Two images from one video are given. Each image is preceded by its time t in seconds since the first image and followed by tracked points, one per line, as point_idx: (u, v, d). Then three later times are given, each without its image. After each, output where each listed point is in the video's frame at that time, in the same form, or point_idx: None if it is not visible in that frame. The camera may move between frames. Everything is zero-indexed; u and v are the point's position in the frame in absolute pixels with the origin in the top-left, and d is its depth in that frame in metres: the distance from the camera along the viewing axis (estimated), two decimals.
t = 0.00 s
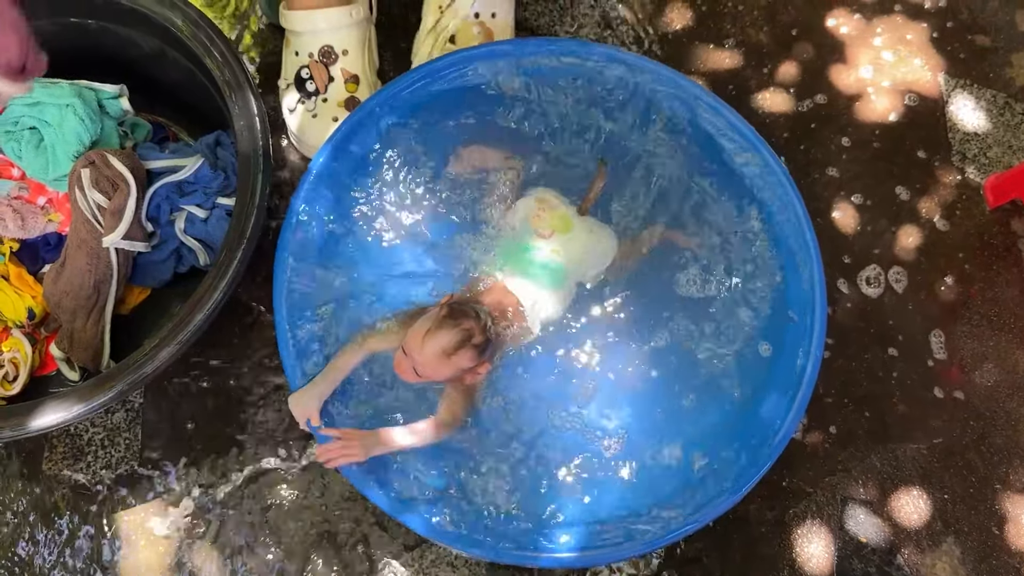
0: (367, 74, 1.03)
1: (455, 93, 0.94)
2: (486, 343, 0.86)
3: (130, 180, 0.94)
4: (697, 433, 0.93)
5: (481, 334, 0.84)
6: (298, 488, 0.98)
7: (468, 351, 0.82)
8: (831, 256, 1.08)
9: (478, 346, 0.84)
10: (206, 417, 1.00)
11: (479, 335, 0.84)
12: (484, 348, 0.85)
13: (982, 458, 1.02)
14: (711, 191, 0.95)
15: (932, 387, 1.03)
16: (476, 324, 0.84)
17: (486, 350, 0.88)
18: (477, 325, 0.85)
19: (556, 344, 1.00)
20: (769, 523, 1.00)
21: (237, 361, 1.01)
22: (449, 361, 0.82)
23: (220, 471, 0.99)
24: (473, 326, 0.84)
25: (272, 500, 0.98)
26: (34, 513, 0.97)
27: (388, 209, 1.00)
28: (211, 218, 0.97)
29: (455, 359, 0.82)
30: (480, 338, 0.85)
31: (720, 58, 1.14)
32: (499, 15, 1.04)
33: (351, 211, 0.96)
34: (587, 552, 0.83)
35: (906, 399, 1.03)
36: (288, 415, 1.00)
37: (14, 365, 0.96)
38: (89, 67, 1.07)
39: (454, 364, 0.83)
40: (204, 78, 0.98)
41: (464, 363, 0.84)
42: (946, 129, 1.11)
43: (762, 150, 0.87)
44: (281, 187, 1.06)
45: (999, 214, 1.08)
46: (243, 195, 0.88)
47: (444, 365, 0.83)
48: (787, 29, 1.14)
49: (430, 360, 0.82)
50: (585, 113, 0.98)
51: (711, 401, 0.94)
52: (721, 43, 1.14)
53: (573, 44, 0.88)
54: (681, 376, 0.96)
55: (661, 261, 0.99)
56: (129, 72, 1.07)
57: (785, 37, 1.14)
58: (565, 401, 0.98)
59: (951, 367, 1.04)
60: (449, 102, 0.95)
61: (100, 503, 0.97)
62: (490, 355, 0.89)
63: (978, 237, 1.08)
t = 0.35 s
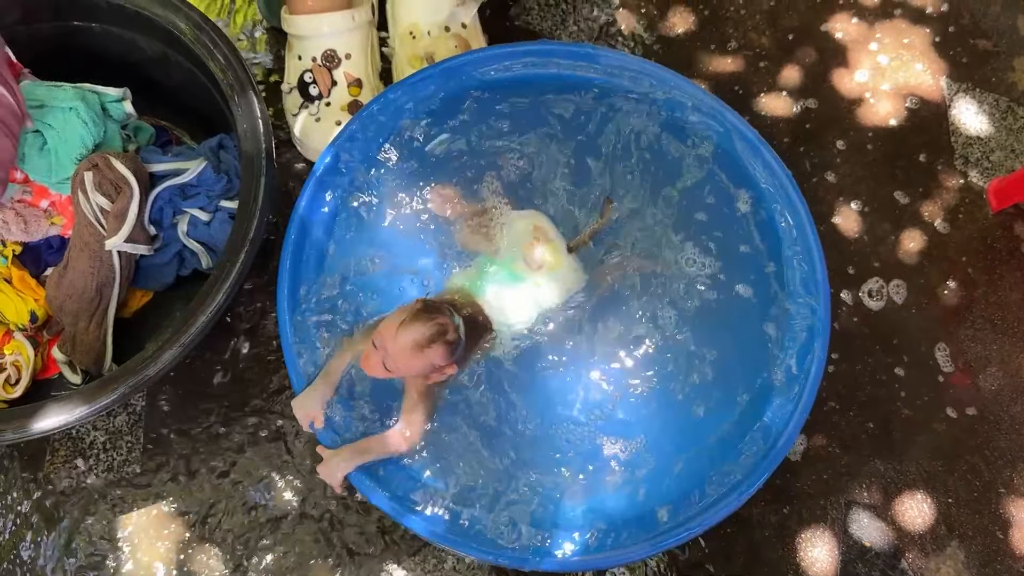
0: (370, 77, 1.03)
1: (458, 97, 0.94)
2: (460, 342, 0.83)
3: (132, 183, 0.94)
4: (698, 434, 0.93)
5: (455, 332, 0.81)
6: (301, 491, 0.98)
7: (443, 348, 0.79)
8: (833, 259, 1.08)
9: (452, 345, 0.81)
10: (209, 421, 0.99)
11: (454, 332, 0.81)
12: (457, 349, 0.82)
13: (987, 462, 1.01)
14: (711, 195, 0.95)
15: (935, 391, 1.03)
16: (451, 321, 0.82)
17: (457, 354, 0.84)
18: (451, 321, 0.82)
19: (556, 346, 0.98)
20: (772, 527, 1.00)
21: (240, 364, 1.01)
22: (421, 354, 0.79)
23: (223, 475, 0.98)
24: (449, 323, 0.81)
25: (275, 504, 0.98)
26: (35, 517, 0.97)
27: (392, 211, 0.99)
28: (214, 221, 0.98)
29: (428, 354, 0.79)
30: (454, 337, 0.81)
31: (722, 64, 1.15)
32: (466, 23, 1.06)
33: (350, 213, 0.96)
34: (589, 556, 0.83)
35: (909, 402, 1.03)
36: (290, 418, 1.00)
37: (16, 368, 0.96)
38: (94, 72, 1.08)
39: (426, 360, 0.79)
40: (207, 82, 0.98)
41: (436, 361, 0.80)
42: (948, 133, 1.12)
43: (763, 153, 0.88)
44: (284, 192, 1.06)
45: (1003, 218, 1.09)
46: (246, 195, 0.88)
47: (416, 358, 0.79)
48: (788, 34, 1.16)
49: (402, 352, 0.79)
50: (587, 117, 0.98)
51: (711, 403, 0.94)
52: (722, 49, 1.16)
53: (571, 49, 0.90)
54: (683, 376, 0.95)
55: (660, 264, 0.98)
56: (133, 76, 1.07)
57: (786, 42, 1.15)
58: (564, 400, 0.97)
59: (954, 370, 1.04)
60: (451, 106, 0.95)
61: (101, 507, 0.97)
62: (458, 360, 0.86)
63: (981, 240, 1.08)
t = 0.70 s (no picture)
0: (379, 85, 1.04)
1: (460, 102, 0.94)
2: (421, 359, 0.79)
3: (157, 192, 0.95)
4: (703, 442, 0.92)
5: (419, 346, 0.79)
6: (303, 496, 0.98)
7: (402, 363, 0.76)
8: (836, 264, 1.08)
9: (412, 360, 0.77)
10: (212, 426, 0.99)
11: (414, 348, 0.78)
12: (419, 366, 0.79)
13: (991, 468, 1.01)
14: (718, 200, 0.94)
15: (939, 396, 1.03)
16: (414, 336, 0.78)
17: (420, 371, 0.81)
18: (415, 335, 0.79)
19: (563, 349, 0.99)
20: (776, 533, 1.00)
21: (244, 369, 1.01)
22: (373, 367, 0.75)
23: (224, 480, 0.98)
24: (411, 338, 0.78)
25: (277, 509, 0.98)
26: (37, 522, 0.97)
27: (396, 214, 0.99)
28: (218, 225, 0.98)
29: (380, 367, 0.76)
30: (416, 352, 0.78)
31: (724, 71, 1.16)
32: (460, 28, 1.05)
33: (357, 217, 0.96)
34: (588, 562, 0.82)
35: (913, 408, 1.03)
36: (294, 423, 1.00)
37: (19, 372, 0.96)
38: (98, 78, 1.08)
39: (381, 374, 0.76)
40: (212, 88, 0.98)
41: (393, 376, 0.77)
42: (951, 140, 1.12)
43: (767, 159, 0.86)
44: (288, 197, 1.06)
45: (1006, 223, 1.09)
46: (251, 199, 0.88)
47: (371, 371, 0.76)
48: (789, 41, 1.16)
49: (354, 363, 0.76)
50: (593, 122, 0.97)
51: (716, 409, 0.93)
52: (724, 55, 1.16)
53: (577, 53, 0.88)
54: (688, 383, 0.95)
55: (668, 269, 0.98)
56: (137, 82, 1.07)
57: (788, 49, 1.16)
58: (572, 406, 0.97)
59: (957, 376, 1.04)
60: (455, 110, 0.95)
61: (104, 513, 0.97)
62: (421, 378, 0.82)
63: (985, 246, 1.08)
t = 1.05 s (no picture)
0: (384, 93, 1.05)
1: (460, 109, 0.93)
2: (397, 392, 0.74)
3: (170, 202, 0.95)
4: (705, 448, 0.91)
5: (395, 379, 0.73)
6: (306, 502, 0.98)
7: (374, 395, 0.70)
8: (838, 271, 1.09)
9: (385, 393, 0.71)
10: (214, 431, 0.99)
11: (390, 380, 0.72)
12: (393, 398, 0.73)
13: (994, 474, 1.01)
14: (718, 208, 0.94)
15: (942, 402, 1.03)
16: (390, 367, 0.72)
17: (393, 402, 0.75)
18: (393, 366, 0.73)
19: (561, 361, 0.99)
20: (779, 539, 0.99)
21: (246, 375, 1.01)
22: (347, 400, 0.69)
23: (226, 486, 0.98)
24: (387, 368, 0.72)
25: (279, 515, 0.98)
26: (39, 528, 0.96)
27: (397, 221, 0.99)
28: (221, 231, 0.98)
29: (356, 399, 0.70)
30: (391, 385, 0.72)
31: (726, 78, 1.17)
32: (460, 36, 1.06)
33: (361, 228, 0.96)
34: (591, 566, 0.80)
35: (916, 414, 1.03)
36: (296, 429, 1.00)
37: (22, 378, 0.96)
38: (101, 84, 1.09)
39: (353, 406, 0.70)
40: (217, 95, 0.99)
41: (365, 408, 0.71)
42: (952, 147, 1.13)
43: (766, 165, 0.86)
44: (291, 202, 1.06)
45: (1007, 230, 1.09)
46: (255, 207, 0.88)
47: (343, 404, 0.70)
48: (790, 48, 1.17)
49: (326, 395, 0.69)
50: (594, 132, 0.97)
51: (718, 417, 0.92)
52: (726, 62, 1.17)
53: (576, 61, 0.88)
54: (689, 390, 0.95)
55: (669, 277, 0.98)
56: (140, 88, 1.08)
57: (789, 57, 1.17)
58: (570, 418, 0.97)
59: (959, 382, 1.04)
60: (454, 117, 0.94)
61: (106, 518, 0.97)
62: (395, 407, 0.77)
63: (986, 252, 1.09)
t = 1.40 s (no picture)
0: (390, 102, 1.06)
1: (464, 115, 0.94)
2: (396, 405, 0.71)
3: (173, 207, 0.96)
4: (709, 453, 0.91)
5: (393, 390, 0.70)
6: (308, 507, 0.98)
7: (367, 404, 0.68)
8: (839, 278, 1.09)
9: (379, 403, 0.69)
10: (217, 437, 0.99)
11: (387, 390, 0.70)
12: (391, 410, 0.71)
13: (997, 480, 1.01)
14: (722, 213, 0.94)
15: (944, 408, 1.03)
16: (388, 377, 0.70)
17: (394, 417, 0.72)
18: (393, 376, 0.71)
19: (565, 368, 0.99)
20: (782, 545, 0.99)
21: (249, 381, 1.01)
22: (338, 405, 0.68)
23: (227, 492, 0.98)
24: (384, 376, 0.70)
25: (281, 521, 0.98)
26: (40, 533, 0.96)
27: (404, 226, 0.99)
28: (225, 237, 0.99)
29: (348, 405, 0.68)
30: (388, 395, 0.70)
31: (727, 87, 1.18)
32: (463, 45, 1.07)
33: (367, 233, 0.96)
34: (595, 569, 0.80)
35: (918, 421, 1.03)
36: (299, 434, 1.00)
37: (25, 383, 0.96)
38: (107, 92, 1.09)
39: (344, 413, 0.69)
40: (222, 102, 1.00)
41: (357, 417, 0.69)
42: (953, 154, 1.14)
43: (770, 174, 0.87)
44: (295, 209, 1.07)
45: (1008, 237, 1.10)
46: (258, 213, 0.89)
47: (334, 410, 0.68)
48: (790, 58, 1.18)
49: (320, 397, 0.69)
50: (600, 142, 0.98)
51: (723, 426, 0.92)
52: (726, 70, 1.18)
53: (580, 69, 0.89)
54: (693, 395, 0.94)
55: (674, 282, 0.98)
56: (146, 96, 1.08)
57: (789, 66, 1.18)
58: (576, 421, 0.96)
59: (961, 388, 1.04)
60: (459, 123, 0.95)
61: (108, 524, 0.97)
62: (398, 424, 0.74)
63: (987, 259, 1.09)
